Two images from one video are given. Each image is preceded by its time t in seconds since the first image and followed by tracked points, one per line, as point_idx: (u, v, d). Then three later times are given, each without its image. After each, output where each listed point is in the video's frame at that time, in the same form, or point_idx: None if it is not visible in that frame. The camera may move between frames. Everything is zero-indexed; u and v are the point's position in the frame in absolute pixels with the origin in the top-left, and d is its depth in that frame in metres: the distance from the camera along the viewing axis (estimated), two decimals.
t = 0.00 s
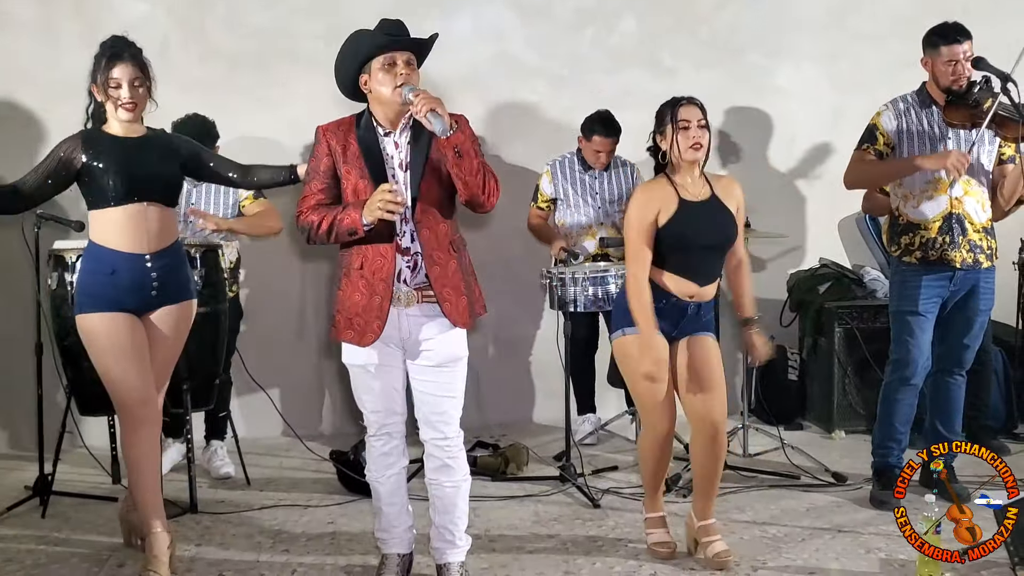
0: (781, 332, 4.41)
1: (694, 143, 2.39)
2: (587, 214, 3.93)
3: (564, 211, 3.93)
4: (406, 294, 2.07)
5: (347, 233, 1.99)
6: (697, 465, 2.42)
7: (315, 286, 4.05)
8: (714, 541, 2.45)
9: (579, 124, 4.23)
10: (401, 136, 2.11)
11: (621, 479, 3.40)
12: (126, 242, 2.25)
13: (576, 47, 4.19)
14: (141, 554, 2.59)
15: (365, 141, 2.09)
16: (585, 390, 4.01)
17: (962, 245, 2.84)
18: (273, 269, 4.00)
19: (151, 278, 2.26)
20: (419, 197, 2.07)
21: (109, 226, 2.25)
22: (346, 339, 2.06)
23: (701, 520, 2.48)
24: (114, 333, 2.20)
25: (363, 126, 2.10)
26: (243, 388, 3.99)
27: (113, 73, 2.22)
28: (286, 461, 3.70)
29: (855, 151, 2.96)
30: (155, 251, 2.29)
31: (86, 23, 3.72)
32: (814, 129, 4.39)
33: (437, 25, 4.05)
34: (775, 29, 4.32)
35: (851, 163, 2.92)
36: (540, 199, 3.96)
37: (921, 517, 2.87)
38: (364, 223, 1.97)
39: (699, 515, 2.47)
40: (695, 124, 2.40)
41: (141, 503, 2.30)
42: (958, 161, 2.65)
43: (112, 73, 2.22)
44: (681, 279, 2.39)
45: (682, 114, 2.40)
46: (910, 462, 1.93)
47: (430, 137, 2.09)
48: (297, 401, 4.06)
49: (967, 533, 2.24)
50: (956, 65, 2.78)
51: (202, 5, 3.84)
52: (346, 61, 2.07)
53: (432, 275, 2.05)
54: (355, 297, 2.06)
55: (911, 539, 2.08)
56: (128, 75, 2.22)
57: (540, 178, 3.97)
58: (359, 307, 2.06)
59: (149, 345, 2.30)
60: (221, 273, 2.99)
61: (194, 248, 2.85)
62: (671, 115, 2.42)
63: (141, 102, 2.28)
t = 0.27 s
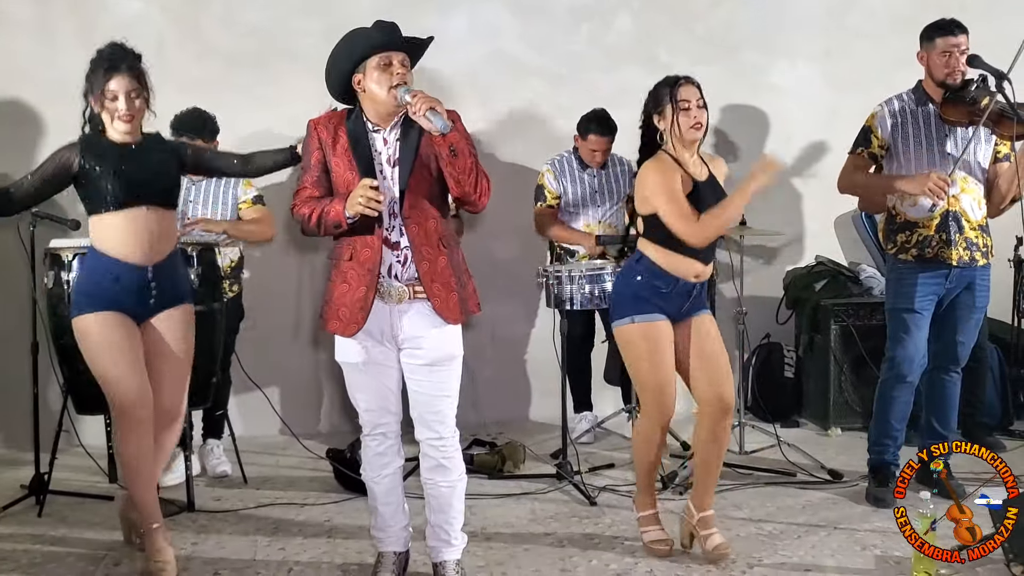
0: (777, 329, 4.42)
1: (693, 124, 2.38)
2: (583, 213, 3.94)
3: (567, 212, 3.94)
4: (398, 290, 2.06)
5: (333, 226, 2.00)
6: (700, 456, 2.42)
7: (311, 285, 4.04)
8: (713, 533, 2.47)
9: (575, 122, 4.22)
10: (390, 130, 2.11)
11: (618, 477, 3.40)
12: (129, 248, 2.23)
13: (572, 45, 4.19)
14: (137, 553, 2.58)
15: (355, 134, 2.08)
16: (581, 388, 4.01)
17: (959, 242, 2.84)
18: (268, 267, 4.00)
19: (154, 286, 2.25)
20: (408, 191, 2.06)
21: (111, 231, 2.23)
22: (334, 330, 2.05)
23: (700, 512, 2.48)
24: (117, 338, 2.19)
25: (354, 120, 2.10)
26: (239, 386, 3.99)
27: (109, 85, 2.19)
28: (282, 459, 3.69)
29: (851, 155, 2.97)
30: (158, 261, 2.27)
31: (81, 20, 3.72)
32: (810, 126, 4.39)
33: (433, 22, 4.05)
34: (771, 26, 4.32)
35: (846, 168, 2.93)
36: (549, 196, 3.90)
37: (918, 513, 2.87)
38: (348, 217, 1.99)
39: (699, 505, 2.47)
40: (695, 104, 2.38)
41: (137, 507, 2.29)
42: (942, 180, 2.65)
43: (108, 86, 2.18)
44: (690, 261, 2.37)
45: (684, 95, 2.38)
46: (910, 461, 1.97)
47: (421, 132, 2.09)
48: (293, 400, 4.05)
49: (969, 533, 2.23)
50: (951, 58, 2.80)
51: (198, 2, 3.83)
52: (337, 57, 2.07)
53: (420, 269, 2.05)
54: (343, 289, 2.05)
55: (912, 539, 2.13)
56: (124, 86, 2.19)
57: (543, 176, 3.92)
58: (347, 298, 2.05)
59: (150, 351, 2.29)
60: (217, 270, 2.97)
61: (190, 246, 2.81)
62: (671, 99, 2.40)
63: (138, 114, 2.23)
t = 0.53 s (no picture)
0: (775, 328, 4.42)
1: (701, 132, 2.38)
2: (581, 212, 3.94)
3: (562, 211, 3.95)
4: (396, 289, 2.07)
5: (331, 235, 2.02)
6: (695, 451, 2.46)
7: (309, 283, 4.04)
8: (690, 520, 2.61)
9: (573, 121, 4.23)
10: (386, 134, 2.11)
11: (616, 475, 3.40)
12: (127, 297, 2.28)
13: (570, 44, 4.19)
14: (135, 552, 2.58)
15: (349, 141, 2.08)
16: (579, 387, 4.01)
17: (955, 242, 2.86)
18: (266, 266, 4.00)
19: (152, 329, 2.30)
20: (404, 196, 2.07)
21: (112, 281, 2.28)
22: (334, 337, 2.07)
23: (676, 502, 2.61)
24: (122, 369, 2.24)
25: (348, 124, 2.10)
26: (237, 385, 3.99)
27: (114, 119, 2.25)
28: (280, 458, 3.70)
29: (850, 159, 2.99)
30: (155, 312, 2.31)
31: (78, 20, 3.72)
32: (808, 125, 4.40)
33: (431, 21, 4.05)
34: (768, 25, 4.32)
35: (847, 176, 2.96)
36: (539, 196, 3.95)
37: (915, 511, 2.88)
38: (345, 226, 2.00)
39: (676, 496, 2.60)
40: (710, 118, 2.37)
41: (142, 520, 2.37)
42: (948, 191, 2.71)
43: (113, 122, 2.24)
44: (700, 250, 2.42)
45: (702, 109, 2.36)
46: (910, 462, 1.99)
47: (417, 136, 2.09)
48: (291, 398, 4.05)
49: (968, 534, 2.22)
50: (945, 52, 2.81)
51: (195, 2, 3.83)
52: (330, 59, 2.07)
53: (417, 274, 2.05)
54: (343, 296, 2.07)
55: (913, 540, 2.14)
56: (128, 116, 2.25)
57: (538, 175, 3.94)
58: (346, 305, 2.07)
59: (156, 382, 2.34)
60: (215, 268, 2.96)
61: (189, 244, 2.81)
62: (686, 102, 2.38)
63: (143, 145, 2.27)
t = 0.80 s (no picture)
0: (774, 326, 4.42)
1: (731, 128, 2.33)
2: (580, 210, 3.95)
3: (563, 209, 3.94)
4: (396, 289, 2.07)
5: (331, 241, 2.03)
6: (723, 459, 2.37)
7: (309, 281, 4.04)
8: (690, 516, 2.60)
9: (572, 120, 4.23)
10: (386, 135, 2.11)
11: (615, 473, 3.41)
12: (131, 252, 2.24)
13: (569, 42, 4.19)
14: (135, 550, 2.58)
15: (348, 144, 2.08)
16: (578, 386, 4.02)
17: (954, 240, 2.86)
18: (266, 265, 4.00)
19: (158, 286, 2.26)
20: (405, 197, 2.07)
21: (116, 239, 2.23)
22: (339, 342, 2.08)
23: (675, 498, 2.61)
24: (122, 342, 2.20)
25: (347, 127, 2.10)
26: (236, 384, 3.99)
27: (125, 71, 2.24)
28: (280, 456, 3.70)
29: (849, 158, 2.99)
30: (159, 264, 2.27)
31: (78, 19, 3.72)
32: (807, 123, 4.40)
33: (430, 20, 4.04)
34: (768, 24, 4.32)
35: (847, 175, 2.96)
36: (546, 193, 3.91)
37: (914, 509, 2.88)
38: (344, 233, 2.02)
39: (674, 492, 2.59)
40: (737, 111, 2.33)
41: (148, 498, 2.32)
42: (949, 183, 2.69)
43: (123, 74, 2.23)
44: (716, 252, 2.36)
45: (727, 101, 2.32)
46: (910, 462, 2.03)
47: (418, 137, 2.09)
48: (290, 396, 4.06)
49: (967, 533, 2.31)
50: (945, 51, 2.81)
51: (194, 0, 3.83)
52: (326, 57, 2.06)
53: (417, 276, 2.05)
54: (344, 299, 2.08)
55: (914, 539, 2.20)
56: (139, 68, 2.24)
57: (541, 173, 3.93)
58: (348, 307, 2.08)
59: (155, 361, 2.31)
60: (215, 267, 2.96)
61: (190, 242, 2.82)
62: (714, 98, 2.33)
63: (150, 102, 2.24)
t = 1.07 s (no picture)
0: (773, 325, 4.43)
1: (736, 133, 2.42)
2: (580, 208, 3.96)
3: (563, 209, 3.95)
4: (393, 288, 2.07)
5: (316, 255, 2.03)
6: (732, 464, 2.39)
7: (307, 280, 4.04)
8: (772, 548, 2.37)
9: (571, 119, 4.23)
10: (385, 136, 2.11)
11: (614, 472, 3.41)
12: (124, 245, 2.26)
13: (568, 41, 4.19)
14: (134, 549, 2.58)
15: (346, 145, 2.09)
16: (577, 385, 4.02)
17: (951, 238, 2.85)
18: (265, 264, 4.00)
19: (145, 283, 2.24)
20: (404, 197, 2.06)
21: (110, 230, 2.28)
22: (334, 343, 2.08)
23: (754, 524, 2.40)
24: (116, 339, 2.22)
25: (345, 129, 2.11)
26: (235, 383, 3.99)
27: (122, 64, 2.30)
28: (279, 455, 3.70)
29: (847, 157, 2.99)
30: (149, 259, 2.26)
31: (77, 18, 3.72)
32: (806, 122, 4.40)
33: (429, 19, 4.04)
34: (767, 23, 4.32)
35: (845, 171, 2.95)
36: (545, 192, 3.90)
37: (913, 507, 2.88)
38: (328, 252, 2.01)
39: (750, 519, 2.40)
40: (734, 110, 2.43)
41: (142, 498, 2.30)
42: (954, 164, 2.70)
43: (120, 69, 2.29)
44: (726, 272, 2.37)
45: (722, 103, 2.44)
46: (910, 462, 2.01)
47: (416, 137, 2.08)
48: (289, 395, 4.06)
49: (967, 533, 2.28)
50: (950, 53, 2.79)
51: None
52: (323, 58, 2.07)
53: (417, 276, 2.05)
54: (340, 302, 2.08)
55: (913, 540, 2.18)
56: (135, 62, 2.29)
57: (540, 171, 3.92)
58: (344, 310, 2.08)
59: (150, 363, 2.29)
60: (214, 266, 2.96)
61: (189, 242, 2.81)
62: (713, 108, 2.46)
63: (147, 95, 2.30)
